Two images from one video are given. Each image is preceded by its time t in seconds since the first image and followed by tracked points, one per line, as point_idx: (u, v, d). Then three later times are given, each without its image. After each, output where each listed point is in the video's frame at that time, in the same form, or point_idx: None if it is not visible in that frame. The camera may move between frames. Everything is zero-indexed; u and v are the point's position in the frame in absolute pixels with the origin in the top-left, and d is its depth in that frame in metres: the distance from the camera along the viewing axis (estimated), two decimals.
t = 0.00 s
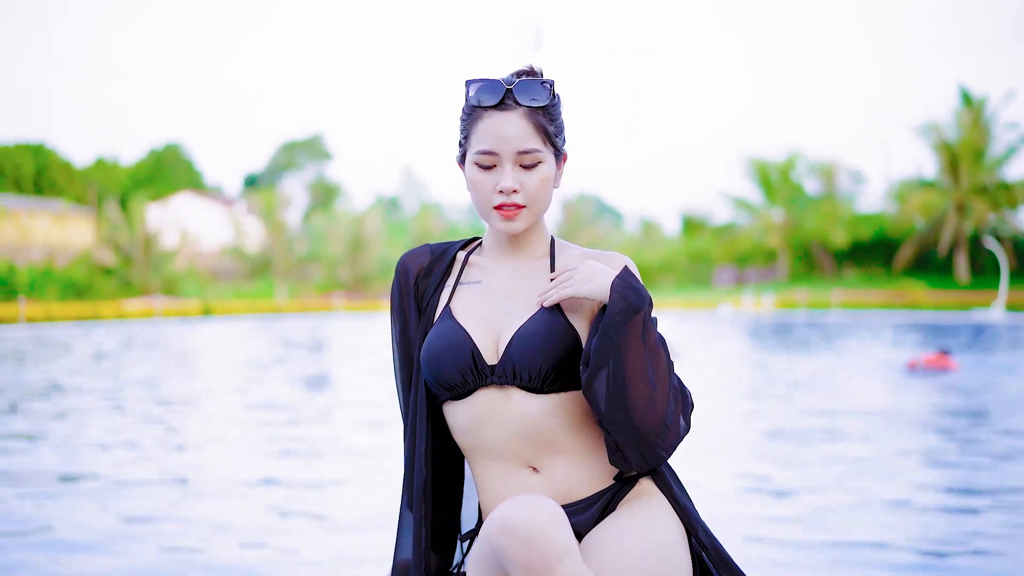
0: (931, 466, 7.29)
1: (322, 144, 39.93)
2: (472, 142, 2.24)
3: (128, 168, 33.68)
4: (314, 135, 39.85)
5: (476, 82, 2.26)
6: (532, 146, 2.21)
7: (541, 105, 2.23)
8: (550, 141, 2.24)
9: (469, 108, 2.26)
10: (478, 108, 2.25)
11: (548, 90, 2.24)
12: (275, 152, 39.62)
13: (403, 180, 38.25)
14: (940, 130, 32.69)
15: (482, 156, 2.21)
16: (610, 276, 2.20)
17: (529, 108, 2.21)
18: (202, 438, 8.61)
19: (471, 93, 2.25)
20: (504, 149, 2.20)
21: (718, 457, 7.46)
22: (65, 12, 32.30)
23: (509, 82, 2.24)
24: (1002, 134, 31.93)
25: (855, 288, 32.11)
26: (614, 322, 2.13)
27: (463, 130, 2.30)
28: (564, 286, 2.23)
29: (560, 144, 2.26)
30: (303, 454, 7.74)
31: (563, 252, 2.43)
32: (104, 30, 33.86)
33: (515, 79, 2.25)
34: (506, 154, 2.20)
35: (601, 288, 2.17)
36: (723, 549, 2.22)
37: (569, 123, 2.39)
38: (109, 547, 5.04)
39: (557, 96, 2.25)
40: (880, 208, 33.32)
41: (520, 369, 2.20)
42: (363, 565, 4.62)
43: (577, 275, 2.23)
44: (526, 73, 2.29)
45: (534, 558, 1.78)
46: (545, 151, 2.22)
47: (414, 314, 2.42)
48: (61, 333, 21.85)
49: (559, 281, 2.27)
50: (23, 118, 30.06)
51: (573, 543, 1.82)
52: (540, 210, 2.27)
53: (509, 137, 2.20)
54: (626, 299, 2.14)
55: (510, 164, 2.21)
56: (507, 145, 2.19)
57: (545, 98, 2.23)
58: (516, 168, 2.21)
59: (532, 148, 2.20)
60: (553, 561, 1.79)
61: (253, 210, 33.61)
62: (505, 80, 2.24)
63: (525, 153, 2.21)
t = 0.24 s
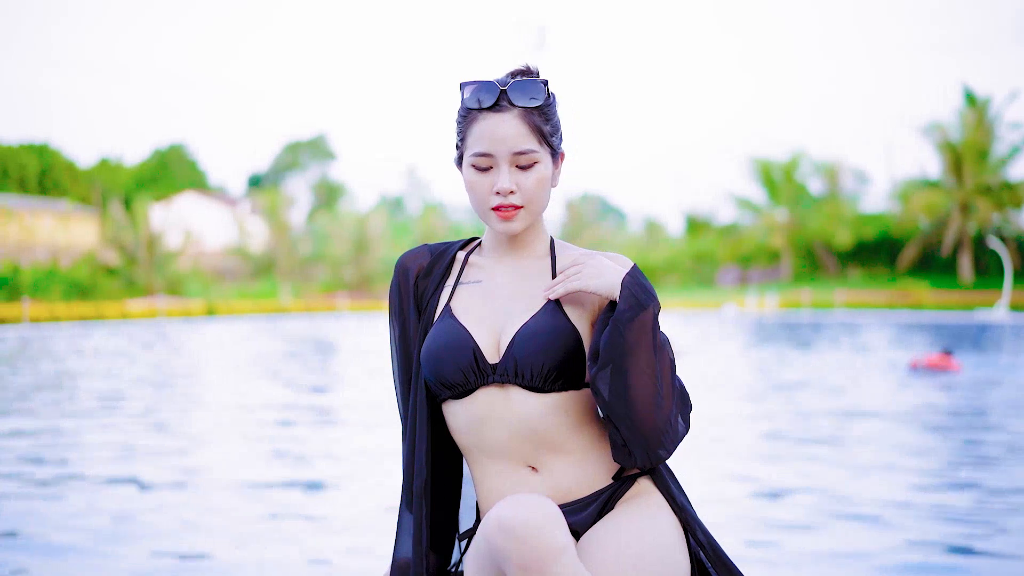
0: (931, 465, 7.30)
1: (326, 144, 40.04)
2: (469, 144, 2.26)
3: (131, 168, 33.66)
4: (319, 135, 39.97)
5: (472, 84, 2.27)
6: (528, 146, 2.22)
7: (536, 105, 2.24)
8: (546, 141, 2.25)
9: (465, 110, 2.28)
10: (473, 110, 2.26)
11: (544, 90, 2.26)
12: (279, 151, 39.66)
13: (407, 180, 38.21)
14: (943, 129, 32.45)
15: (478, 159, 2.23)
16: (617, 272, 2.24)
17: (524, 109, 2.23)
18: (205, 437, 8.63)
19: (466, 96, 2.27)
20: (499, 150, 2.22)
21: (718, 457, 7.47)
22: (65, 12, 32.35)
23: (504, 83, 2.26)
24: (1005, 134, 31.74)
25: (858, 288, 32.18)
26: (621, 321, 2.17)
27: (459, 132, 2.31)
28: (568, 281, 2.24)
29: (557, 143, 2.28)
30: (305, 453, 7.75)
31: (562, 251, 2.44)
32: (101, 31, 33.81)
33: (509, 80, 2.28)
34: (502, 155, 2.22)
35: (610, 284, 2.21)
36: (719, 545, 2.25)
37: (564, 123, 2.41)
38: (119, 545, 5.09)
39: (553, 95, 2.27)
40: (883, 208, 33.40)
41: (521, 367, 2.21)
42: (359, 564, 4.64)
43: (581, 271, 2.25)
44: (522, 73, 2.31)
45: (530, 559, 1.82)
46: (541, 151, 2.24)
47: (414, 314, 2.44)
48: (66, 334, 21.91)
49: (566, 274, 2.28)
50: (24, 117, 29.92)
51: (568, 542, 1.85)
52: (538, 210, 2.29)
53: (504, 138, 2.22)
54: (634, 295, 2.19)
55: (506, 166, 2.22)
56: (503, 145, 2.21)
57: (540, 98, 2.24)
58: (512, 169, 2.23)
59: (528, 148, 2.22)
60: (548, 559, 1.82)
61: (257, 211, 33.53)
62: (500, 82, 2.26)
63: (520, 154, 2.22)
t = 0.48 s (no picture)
0: (934, 466, 7.28)
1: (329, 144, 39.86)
2: (465, 145, 2.27)
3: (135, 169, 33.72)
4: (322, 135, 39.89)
5: (467, 85, 2.29)
6: (524, 146, 2.23)
7: (532, 104, 2.25)
8: (542, 140, 2.26)
9: (460, 113, 2.29)
10: (467, 113, 2.28)
11: (541, 90, 2.27)
12: (282, 151, 39.53)
13: (410, 179, 38.23)
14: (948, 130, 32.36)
15: (474, 160, 2.24)
16: (622, 267, 2.25)
17: (519, 109, 2.24)
18: (207, 437, 8.64)
19: (462, 97, 2.28)
20: (496, 151, 2.23)
21: (718, 457, 7.47)
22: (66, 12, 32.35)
23: (498, 84, 2.28)
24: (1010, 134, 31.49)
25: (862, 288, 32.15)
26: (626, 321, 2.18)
27: (456, 133, 2.32)
28: (573, 275, 2.26)
29: (554, 142, 2.28)
30: (306, 453, 7.75)
31: (562, 250, 2.44)
32: (101, 32, 33.55)
33: (505, 79, 2.29)
34: (498, 156, 2.23)
35: (614, 282, 2.21)
36: (715, 541, 2.26)
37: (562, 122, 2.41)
38: (122, 545, 5.10)
39: (549, 95, 2.28)
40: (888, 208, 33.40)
41: (523, 366, 2.21)
42: (353, 564, 4.65)
43: (588, 268, 2.26)
44: (518, 73, 2.32)
45: (528, 558, 1.82)
46: (537, 151, 2.24)
47: (414, 314, 2.45)
48: (71, 334, 21.96)
49: (572, 269, 2.28)
50: (24, 118, 29.74)
51: (566, 541, 1.85)
52: (536, 210, 2.30)
53: (499, 138, 2.22)
54: (640, 293, 2.19)
55: (502, 166, 2.23)
56: (499, 146, 2.22)
57: (536, 98, 2.25)
58: (508, 169, 2.23)
59: (524, 148, 2.22)
60: (544, 556, 1.83)
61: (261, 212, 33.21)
62: (495, 82, 2.27)
63: (516, 154, 2.23)
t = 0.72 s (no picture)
0: (935, 465, 7.28)
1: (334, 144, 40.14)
2: (462, 146, 2.30)
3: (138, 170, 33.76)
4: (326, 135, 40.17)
5: (463, 87, 2.32)
6: (520, 147, 2.25)
7: (527, 105, 2.28)
8: (537, 141, 2.28)
9: (456, 115, 2.32)
10: (463, 115, 2.31)
11: (536, 91, 2.30)
12: (287, 151, 39.74)
13: (414, 180, 38.27)
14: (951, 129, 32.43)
15: (471, 161, 2.27)
16: (627, 263, 2.27)
17: (515, 110, 2.27)
18: (209, 438, 8.66)
19: (457, 99, 2.31)
20: (491, 151, 2.25)
21: (718, 457, 7.47)
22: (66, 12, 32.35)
23: (493, 85, 2.31)
24: (1014, 134, 31.60)
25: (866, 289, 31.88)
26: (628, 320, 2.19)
27: (453, 134, 2.35)
28: (580, 270, 2.27)
29: (550, 143, 2.31)
30: (308, 453, 7.76)
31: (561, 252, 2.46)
32: (101, 31, 33.77)
33: (501, 81, 2.32)
34: (495, 156, 2.25)
35: (619, 280, 2.23)
36: (713, 541, 2.26)
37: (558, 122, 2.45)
38: (112, 550, 5.01)
39: (545, 95, 2.31)
40: (892, 208, 32.83)
41: (526, 366, 2.22)
42: (353, 564, 4.66)
43: (596, 263, 2.28)
44: (513, 75, 2.35)
45: (526, 556, 1.83)
46: (533, 151, 2.27)
47: (414, 315, 2.46)
48: (75, 334, 22.03)
49: (577, 264, 2.30)
50: (24, 117, 29.71)
51: (563, 541, 1.85)
52: (533, 210, 2.32)
53: (495, 139, 2.25)
54: (641, 293, 2.21)
55: (498, 167, 2.26)
56: (495, 147, 2.24)
57: (530, 99, 2.28)
58: (505, 169, 2.26)
59: (519, 149, 2.25)
60: (541, 553, 1.83)
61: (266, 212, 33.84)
62: (491, 84, 2.30)
63: (513, 155, 2.25)
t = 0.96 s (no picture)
0: (938, 466, 7.28)
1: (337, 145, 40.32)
2: (458, 148, 2.31)
3: (142, 170, 33.83)
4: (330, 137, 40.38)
5: (457, 88, 2.33)
6: (515, 147, 2.26)
7: (522, 104, 2.29)
8: (532, 141, 2.29)
9: (452, 115, 2.33)
10: (459, 116, 2.32)
11: (531, 92, 2.30)
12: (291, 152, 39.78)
13: (417, 180, 38.30)
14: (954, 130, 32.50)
15: (467, 162, 2.28)
16: (633, 261, 2.27)
17: (508, 110, 2.27)
18: (212, 438, 8.67)
19: (451, 100, 2.33)
20: (487, 152, 2.26)
21: (718, 457, 7.48)
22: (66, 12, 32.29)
23: (488, 86, 2.32)
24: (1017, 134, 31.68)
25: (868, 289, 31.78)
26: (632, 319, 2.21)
27: (450, 136, 2.36)
28: (586, 267, 2.29)
29: (546, 142, 2.31)
30: (312, 454, 7.76)
31: (560, 251, 2.45)
32: (101, 31, 33.49)
33: (496, 81, 2.33)
34: (490, 157, 2.26)
35: (622, 279, 2.23)
36: (710, 538, 2.26)
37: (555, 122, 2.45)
38: (101, 554, 4.95)
39: (539, 94, 2.31)
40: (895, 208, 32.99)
41: (528, 366, 2.23)
42: (355, 564, 4.67)
43: (602, 261, 2.29)
44: (507, 75, 2.36)
45: (524, 557, 1.83)
46: (529, 151, 2.28)
47: (413, 316, 2.46)
48: (80, 334, 22.10)
49: (582, 262, 2.31)
50: (24, 116, 29.57)
51: (559, 541, 1.85)
52: (530, 208, 2.33)
53: (491, 140, 2.26)
54: (641, 292, 2.21)
55: (494, 167, 2.26)
56: (491, 148, 2.26)
57: (525, 99, 2.29)
58: (500, 171, 2.27)
59: (515, 148, 2.26)
60: (537, 554, 1.83)
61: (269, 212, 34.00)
62: (484, 85, 2.31)
63: (509, 155, 2.26)
